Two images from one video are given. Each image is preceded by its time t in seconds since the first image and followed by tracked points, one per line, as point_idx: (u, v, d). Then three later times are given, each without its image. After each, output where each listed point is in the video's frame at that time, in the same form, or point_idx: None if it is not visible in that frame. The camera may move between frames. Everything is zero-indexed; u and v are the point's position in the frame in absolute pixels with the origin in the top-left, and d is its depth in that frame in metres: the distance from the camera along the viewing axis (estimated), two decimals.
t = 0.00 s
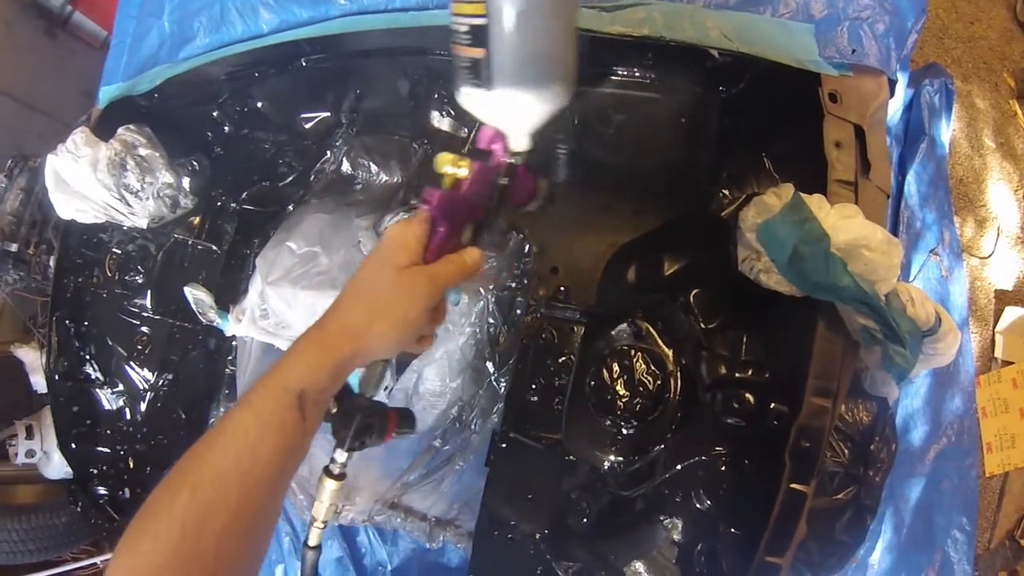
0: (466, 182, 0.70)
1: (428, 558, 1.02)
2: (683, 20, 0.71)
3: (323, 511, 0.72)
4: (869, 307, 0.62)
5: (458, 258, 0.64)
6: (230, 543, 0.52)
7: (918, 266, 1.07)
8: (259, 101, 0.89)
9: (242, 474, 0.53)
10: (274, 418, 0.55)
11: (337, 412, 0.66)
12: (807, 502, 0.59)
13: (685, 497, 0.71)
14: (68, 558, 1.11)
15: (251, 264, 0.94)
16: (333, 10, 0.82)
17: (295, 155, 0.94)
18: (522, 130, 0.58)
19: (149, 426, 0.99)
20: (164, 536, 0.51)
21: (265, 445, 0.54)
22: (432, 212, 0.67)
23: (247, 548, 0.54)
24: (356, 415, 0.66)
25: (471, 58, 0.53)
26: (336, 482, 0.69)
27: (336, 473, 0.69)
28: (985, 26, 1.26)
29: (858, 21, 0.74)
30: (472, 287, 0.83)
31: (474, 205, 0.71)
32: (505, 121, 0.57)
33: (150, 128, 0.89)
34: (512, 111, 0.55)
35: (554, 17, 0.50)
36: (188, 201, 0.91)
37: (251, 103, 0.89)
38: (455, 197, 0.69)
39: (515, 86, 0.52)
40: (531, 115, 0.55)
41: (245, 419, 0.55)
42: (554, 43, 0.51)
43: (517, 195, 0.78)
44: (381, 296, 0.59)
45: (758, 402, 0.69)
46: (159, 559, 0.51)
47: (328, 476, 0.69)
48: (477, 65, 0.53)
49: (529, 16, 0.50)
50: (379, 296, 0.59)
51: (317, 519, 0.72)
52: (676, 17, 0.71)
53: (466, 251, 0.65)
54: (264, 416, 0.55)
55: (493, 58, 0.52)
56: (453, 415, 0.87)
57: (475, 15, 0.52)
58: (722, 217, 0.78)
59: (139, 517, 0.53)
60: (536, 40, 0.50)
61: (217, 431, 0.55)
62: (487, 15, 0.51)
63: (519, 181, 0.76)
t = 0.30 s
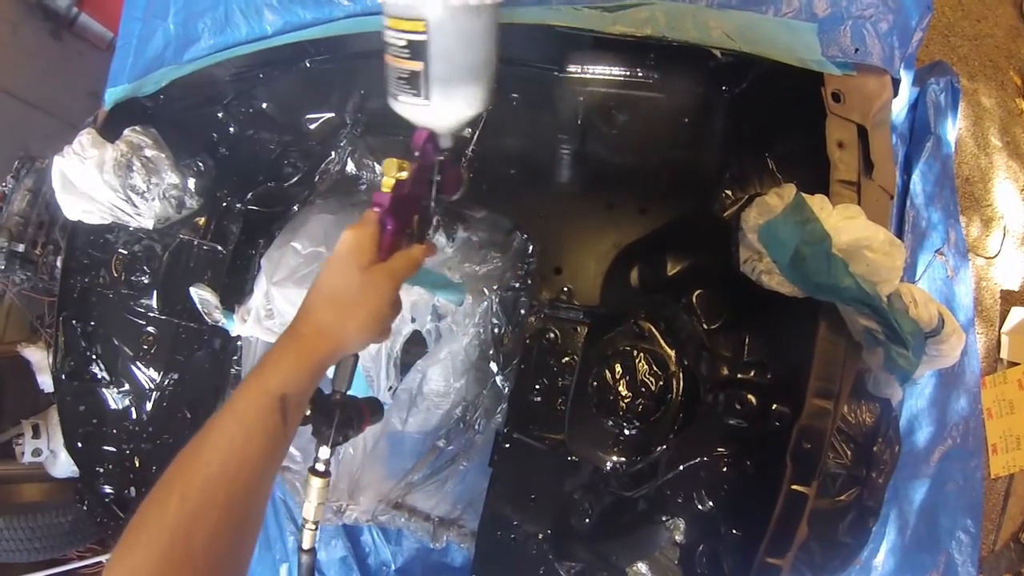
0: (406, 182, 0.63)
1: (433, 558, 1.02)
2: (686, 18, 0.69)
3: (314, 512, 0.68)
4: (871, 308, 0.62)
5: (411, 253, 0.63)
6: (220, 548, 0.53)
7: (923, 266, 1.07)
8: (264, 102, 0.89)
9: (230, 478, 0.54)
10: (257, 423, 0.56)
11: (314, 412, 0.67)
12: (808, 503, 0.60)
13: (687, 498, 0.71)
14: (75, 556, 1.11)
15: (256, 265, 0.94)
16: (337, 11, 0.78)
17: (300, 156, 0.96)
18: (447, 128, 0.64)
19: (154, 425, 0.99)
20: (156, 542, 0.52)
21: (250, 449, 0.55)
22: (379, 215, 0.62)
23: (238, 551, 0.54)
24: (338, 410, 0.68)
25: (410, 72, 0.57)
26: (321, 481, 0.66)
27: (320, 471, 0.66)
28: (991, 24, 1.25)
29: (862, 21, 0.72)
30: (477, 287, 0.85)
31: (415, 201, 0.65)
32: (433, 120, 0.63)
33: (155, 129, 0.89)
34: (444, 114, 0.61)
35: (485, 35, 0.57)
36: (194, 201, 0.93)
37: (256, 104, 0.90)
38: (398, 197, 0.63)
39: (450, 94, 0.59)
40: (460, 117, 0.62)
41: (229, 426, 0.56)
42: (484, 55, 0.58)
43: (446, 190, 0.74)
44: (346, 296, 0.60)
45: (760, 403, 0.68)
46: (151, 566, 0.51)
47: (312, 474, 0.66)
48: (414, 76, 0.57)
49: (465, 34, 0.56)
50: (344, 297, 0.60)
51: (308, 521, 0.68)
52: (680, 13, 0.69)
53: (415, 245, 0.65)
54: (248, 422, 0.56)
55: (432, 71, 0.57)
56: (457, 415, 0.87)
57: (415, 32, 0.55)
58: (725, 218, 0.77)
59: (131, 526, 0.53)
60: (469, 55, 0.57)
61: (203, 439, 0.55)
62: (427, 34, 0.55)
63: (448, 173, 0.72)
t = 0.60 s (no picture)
0: (398, 175, 0.68)
1: (429, 557, 1.02)
2: (677, 15, 0.69)
3: (324, 510, 0.69)
4: (865, 307, 0.61)
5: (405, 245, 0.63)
6: (218, 539, 0.52)
7: (919, 263, 1.07)
8: (255, 102, 0.89)
9: (227, 468, 0.53)
10: (251, 413, 0.55)
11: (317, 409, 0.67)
12: (801, 503, 0.59)
13: (680, 499, 0.71)
14: (72, 558, 1.11)
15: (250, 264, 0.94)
16: (326, 10, 0.77)
17: (292, 155, 0.95)
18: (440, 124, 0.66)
19: (148, 427, 0.99)
20: (156, 533, 0.51)
21: (246, 440, 0.54)
22: (369, 206, 0.64)
23: (238, 542, 0.54)
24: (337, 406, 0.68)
25: (383, 66, 0.59)
26: (330, 479, 0.68)
27: (328, 468, 0.68)
28: (987, 20, 1.25)
29: (855, 16, 0.72)
30: (470, 286, 0.84)
31: (410, 194, 0.69)
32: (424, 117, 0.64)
33: (147, 130, 0.89)
34: (429, 108, 0.62)
35: (449, 22, 0.58)
36: (187, 202, 0.92)
37: (248, 104, 0.89)
38: (391, 190, 0.67)
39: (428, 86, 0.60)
40: (440, 111, 0.63)
41: (225, 415, 0.55)
42: (453, 42, 0.59)
43: (448, 187, 0.77)
44: (336, 286, 0.59)
45: (753, 403, 0.68)
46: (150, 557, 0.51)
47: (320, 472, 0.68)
48: (386, 70, 0.60)
49: (428, 23, 0.57)
50: (335, 287, 0.59)
51: (319, 520, 0.69)
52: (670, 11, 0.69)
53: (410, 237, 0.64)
54: (243, 412, 0.54)
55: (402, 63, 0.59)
56: (452, 414, 0.87)
57: (378, 27, 0.58)
58: (718, 216, 0.78)
59: (131, 517, 0.53)
60: (436, 42, 0.58)
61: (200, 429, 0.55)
62: (390, 28, 0.57)
63: (450, 170, 0.75)
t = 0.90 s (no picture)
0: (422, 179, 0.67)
1: (431, 556, 1.02)
2: (675, 15, 0.69)
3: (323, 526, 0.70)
4: (864, 307, 0.61)
5: (416, 261, 0.60)
6: (214, 541, 0.54)
7: (920, 260, 1.07)
8: (255, 104, 0.89)
9: (221, 473, 0.54)
10: (245, 418, 0.55)
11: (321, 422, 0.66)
12: (801, 504, 0.59)
13: (679, 498, 0.71)
14: (76, 559, 1.11)
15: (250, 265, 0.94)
16: (324, 13, 0.77)
17: (293, 157, 0.94)
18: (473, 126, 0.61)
19: (151, 428, 0.99)
20: (153, 535, 0.53)
21: (241, 444, 0.55)
22: (392, 216, 0.65)
23: (234, 544, 0.55)
24: (338, 423, 0.65)
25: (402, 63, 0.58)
26: (330, 496, 0.68)
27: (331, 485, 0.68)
28: (987, 16, 1.25)
29: (854, 14, 0.71)
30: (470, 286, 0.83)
31: (439, 203, 0.66)
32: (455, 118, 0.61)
33: (147, 133, 0.89)
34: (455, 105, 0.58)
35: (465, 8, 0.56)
36: (188, 204, 0.92)
37: (248, 106, 0.90)
38: (419, 197, 0.66)
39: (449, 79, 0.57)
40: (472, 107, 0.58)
41: (221, 420, 0.56)
42: (471, 29, 0.56)
43: (492, 197, 0.73)
44: (334, 292, 0.58)
45: (753, 403, 0.69)
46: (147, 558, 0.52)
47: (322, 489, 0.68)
48: (409, 66, 0.58)
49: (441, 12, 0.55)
50: (334, 292, 0.58)
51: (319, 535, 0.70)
52: (668, 10, 0.69)
53: (432, 255, 0.62)
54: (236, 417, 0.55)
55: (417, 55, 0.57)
56: (453, 414, 0.87)
57: (396, 22, 0.58)
58: (716, 216, 0.77)
59: (133, 518, 0.55)
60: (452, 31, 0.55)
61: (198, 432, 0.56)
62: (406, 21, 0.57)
63: (492, 179, 0.71)
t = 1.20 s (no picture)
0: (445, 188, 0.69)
1: (428, 554, 1.02)
2: (671, 8, 0.69)
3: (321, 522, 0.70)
4: (865, 307, 0.61)
5: (441, 264, 0.64)
6: (228, 547, 0.53)
7: (920, 257, 1.07)
8: (250, 102, 0.88)
9: (239, 478, 0.53)
10: (266, 423, 0.55)
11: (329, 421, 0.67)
12: (799, 505, 0.58)
13: (676, 499, 0.70)
14: (74, 558, 1.11)
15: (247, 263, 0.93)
16: (318, 8, 0.79)
17: (288, 154, 0.93)
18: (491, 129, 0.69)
19: (147, 428, 0.99)
20: (163, 540, 0.51)
21: (260, 450, 0.54)
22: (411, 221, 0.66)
23: (242, 552, 0.54)
24: (348, 421, 0.67)
25: (442, 71, 0.62)
26: (332, 491, 0.68)
27: (332, 481, 0.68)
28: (987, 12, 1.24)
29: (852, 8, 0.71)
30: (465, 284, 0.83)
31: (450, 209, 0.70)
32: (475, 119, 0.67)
33: (142, 131, 0.89)
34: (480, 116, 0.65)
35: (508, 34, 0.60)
36: (182, 202, 0.92)
37: (242, 103, 0.88)
38: (435, 203, 0.68)
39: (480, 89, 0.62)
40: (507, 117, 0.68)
41: (240, 424, 0.55)
42: (511, 58, 0.61)
43: (495, 204, 0.79)
44: (368, 298, 0.59)
45: (750, 403, 0.68)
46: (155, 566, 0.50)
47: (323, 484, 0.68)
48: (449, 76, 0.62)
49: (491, 35, 0.59)
50: (366, 298, 0.59)
51: (315, 530, 0.70)
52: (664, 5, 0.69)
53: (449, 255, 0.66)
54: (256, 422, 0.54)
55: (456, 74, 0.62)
56: (450, 412, 0.87)
57: (445, 32, 0.59)
58: (714, 212, 0.75)
59: (140, 523, 0.53)
60: (498, 54, 0.60)
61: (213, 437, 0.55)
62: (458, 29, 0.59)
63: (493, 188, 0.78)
